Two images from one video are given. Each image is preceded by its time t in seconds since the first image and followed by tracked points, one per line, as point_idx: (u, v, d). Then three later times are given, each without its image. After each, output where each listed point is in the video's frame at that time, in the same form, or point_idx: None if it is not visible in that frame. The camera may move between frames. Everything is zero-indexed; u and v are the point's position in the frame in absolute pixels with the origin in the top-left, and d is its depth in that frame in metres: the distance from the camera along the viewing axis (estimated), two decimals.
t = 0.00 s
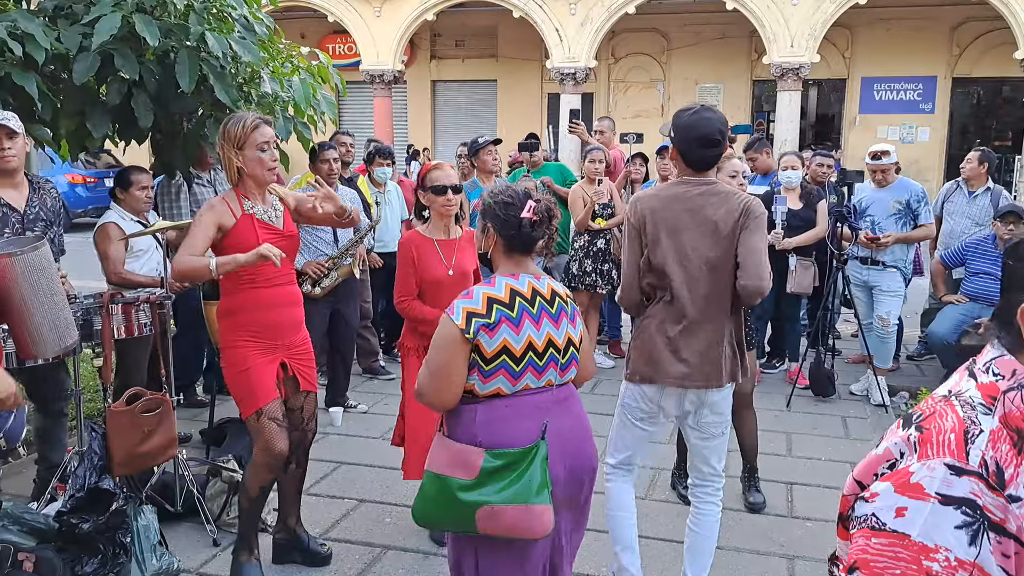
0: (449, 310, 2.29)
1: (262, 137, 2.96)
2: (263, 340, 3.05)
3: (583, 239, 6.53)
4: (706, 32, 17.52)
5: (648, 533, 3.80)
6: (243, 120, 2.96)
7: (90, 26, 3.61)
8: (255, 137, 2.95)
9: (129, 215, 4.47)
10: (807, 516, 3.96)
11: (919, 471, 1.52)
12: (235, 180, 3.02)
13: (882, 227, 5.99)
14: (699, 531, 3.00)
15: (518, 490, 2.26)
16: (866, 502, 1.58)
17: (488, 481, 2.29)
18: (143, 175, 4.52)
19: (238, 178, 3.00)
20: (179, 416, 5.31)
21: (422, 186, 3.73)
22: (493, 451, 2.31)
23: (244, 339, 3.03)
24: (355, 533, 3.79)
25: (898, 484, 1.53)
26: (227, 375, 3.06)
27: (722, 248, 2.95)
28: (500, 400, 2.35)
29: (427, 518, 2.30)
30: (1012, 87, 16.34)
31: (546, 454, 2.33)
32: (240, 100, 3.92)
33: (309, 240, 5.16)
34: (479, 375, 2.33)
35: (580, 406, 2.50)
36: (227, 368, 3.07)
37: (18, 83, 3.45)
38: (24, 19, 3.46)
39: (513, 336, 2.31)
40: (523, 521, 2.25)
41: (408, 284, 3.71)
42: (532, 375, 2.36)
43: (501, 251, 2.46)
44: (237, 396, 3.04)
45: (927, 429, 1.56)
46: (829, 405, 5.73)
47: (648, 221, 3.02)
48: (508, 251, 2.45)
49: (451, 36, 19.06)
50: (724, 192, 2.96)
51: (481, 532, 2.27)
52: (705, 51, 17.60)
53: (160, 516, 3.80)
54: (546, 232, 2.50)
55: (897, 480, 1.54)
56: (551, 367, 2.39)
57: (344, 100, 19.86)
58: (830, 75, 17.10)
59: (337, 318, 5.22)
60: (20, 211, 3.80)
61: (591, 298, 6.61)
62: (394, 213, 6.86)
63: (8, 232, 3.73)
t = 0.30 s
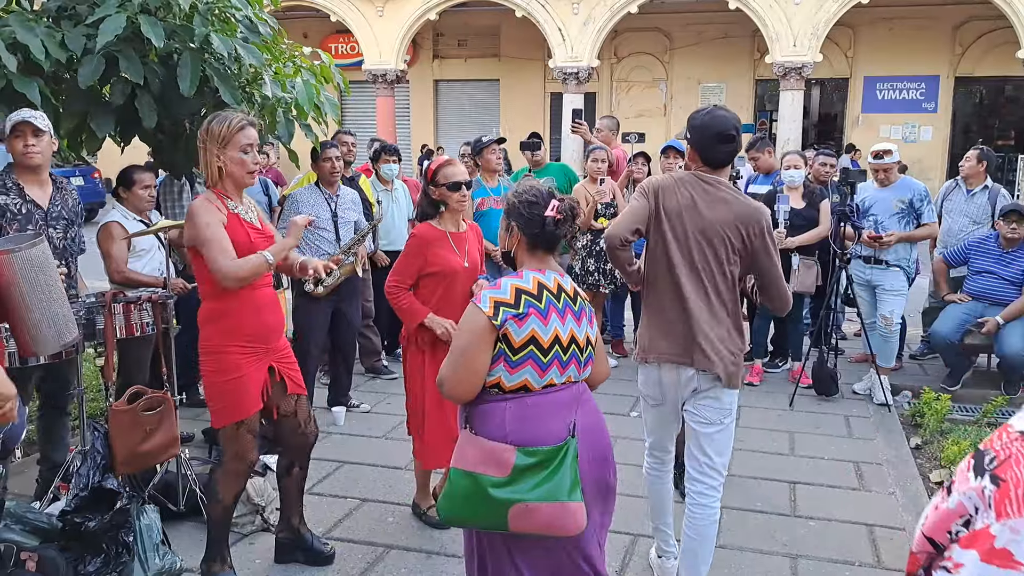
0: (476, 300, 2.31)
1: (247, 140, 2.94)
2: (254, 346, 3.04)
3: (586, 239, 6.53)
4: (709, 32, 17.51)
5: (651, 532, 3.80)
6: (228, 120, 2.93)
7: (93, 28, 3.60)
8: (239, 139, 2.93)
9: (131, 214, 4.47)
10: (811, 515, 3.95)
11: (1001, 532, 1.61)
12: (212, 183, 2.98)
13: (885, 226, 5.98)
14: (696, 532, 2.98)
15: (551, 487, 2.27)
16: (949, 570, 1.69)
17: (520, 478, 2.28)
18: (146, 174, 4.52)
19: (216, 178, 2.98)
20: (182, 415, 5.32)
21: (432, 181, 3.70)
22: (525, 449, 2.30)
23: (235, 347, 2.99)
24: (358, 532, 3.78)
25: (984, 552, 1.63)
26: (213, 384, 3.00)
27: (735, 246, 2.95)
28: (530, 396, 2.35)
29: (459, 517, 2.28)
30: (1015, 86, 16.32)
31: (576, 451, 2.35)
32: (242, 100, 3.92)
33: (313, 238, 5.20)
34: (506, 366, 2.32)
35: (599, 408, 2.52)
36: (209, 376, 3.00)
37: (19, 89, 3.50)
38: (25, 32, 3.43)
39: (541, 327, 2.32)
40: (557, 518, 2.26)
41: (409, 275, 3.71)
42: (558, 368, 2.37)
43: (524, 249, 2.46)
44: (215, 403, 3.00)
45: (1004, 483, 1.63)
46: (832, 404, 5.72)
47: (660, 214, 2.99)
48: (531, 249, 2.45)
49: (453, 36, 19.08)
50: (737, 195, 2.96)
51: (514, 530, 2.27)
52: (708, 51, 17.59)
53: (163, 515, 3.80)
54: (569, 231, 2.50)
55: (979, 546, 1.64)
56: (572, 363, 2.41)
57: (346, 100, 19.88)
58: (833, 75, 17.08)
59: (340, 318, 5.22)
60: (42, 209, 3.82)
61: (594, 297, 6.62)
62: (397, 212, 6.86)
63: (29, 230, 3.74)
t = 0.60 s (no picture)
0: (487, 296, 2.30)
1: (242, 140, 2.96)
2: (257, 347, 3.04)
3: (588, 239, 6.53)
4: (711, 32, 17.51)
5: (652, 532, 3.80)
6: (223, 119, 2.94)
7: (96, 30, 3.62)
8: (235, 139, 2.94)
9: (133, 215, 4.48)
10: (813, 515, 3.95)
11: None
12: (206, 182, 2.97)
13: (887, 226, 5.99)
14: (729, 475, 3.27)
15: (553, 486, 2.27)
16: None
17: (522, 476, 2.28)
18: (148, 175, 4.52)
19: (211, 177, 2.96)
20: (183, 415, 5.32)
21: (436, 183, 3.73)
22: (526, 447, 2.30)
23: (240, 350, 2.99)
24: (360, 533, 3.78)
25: None
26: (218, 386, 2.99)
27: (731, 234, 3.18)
28: (533, 394, 2.34)
29: (459, 516, 2.27)
30: (1017, 87, 16.31)
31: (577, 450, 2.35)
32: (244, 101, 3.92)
33: (309, 238, 5.14)
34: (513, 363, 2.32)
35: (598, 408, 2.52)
36: (212, 378, 2.99)
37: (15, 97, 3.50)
38: (26, 37, 3.42)
39: (550, 326, 2.33)
40: (559, 517, 2.25)
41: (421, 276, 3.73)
42: (561, 368, 2.38)
43: (526, 248, 2.47)
44: (223, 406, 3.00)
45: None
46: (834, 404, 5.71)
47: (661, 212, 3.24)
48: (532, 247, 2.45)
49: (455, 36, 19.08)
50: (734, 185, 3.20)
51: (515, 528, 2.26)
52: (710, 51, 17.58)
53: (165, 515, 3.81)
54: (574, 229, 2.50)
55: None
56: (574, 363, 2.43)
57: (348, 100, 19.88)
58: (835, 75, 17.06)
59: (341, 318, 5.21)
60: (46, 204, 3.83)
61: (596, 297, 6.63)
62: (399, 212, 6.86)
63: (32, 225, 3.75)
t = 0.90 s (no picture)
0: (463, 307, 2.27)
1: (251, 136, 2.97)
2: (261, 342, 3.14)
3: (589, 239, 6.53)
4: (712, 32, 17.50)
5: (654, 532, 3.80)
6: (235, 114, 2.95)
7: (93, 31, 3.62)
8: (245, 135, 2.96)
9: (134, 216, 4.48)
10: (815, 515, 3.94)
11: None
12: (212, 175, 2.99)
13: (890, 226, 5.98)
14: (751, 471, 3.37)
15: (539, 494, 2.28)
16: None
17: (507, 485, 2.28)
18: (149, 175, 4.53)
19: (216, 171, 2.98)
20: (184, 416, 5.32)
21: (438, 181, 3.76)
22: (511, 455, 2.30)
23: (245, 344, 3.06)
24: (361, 533, 3.78)
25: None
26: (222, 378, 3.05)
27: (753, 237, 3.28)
28: (514, 402, 2.33)
29: (445, 526, 2.27)
30: (1018, 87, 16.30)
31: (560, 457, 2.36)
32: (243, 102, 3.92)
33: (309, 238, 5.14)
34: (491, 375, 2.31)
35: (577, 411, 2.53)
36: (218, 371, 3.05)
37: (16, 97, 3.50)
38: (27, 37, 3.43)
39: (529, 336, 2.31)
40: (544, 524, 2.26)
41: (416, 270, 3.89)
42: (541, 376, 2.37)
43: (507, 250, 2.46)
44: (225, 399, 3.06)
45: None
46: (835, 404, 5.71)
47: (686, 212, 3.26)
48: (513, 250, 2.44)
49: (457, 37, 19.10)
50: (752, 185, 3.31)
51: (501, 537, 2.26)
52: (711, 51, 17.58)
53: (167, 515, 3.81)
54: (555, 232, 2.51)
55: None
56: (555, 368, 2.41)
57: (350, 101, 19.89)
58: (836, 75, 17.06)
59: (341, 318, 5.21)
60: (35, 203, 3.80)
61: (597, 298, 6.64)
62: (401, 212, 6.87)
63: (24, 225, 3.72)
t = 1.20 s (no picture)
0: (437, 317, 2.27)
1: (254, 139, 2.99)
2: (255, 340, 3.11)
3: (588, 240, 6.53)
4: (712, 33, 17.50)
5: (654, 533, 3.80)
6: (237, 118, 2.99)
7: (86, 32, 3.63)
8: (246, 138, 2.98)
9: (133, 217, 4.48)
10: (814, 516, 3.94)
11: None
12: (225, 177, 3.05)
13: (889, 227, 5.98)
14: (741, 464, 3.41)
15: (504, 496, 2.28)
16: None
17: (470, 488, 2.30)
18: (148, 176, 4.53)
19: (226, 174, 3.05)
20: (184, 417, 5.33)
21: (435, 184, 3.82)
22: (475, 458, 2.31)
23: (238, 341, 3.08)
24: (360, 534, 3.78)
25: None
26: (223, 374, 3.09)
27: (736, 225, 3.25)
28: (486, 407, 2.34)
29: (416, 530, 2.31)
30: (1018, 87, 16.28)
31: (530, 458, 2.34)
32: (240, 103, 3.92)
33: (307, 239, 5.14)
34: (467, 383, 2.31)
35: (566, 413, 2.49)
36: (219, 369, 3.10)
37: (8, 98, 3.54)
38: (22, 36, 3.42)
39: (501, 344, 2.30)
40: (510, 527, 2.26)
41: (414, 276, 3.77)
42: (519, 381, 2.36)
43: (486, 253, 2.42)
44: (230, 395, 3.10)
45: None
46: (834, 405, 5.70)
47: (665, 209, 3.29)
48: (492, 254, 2.42)
49: (457, 37, 19.11)
50: (734, 174, 3.28)
51: (468, 540, 2.29)
52: (712, 52, 17.58)
53: (165, 517, 3.81)
54: (535, 233, 2.48)
55: None
56: (536, 372, 2.39)
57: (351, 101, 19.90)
58: (837, 76, 17.05)
59: (340, 319, 5.21)
60: (26, 207, 3.83)
61: (597, 299, 6.65)
62: (399, 213, 6.87)
63: (15, 229, 3.76)
